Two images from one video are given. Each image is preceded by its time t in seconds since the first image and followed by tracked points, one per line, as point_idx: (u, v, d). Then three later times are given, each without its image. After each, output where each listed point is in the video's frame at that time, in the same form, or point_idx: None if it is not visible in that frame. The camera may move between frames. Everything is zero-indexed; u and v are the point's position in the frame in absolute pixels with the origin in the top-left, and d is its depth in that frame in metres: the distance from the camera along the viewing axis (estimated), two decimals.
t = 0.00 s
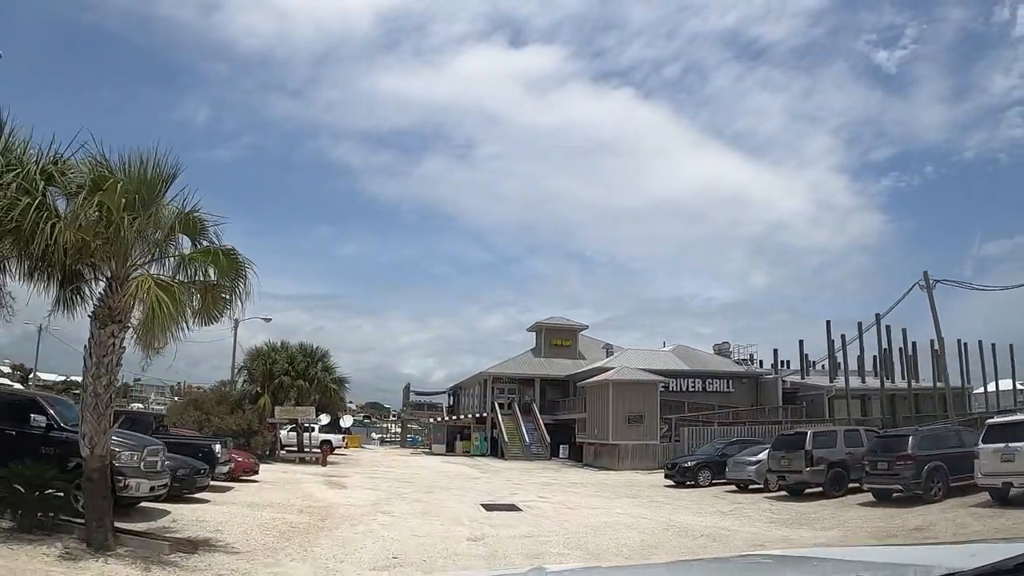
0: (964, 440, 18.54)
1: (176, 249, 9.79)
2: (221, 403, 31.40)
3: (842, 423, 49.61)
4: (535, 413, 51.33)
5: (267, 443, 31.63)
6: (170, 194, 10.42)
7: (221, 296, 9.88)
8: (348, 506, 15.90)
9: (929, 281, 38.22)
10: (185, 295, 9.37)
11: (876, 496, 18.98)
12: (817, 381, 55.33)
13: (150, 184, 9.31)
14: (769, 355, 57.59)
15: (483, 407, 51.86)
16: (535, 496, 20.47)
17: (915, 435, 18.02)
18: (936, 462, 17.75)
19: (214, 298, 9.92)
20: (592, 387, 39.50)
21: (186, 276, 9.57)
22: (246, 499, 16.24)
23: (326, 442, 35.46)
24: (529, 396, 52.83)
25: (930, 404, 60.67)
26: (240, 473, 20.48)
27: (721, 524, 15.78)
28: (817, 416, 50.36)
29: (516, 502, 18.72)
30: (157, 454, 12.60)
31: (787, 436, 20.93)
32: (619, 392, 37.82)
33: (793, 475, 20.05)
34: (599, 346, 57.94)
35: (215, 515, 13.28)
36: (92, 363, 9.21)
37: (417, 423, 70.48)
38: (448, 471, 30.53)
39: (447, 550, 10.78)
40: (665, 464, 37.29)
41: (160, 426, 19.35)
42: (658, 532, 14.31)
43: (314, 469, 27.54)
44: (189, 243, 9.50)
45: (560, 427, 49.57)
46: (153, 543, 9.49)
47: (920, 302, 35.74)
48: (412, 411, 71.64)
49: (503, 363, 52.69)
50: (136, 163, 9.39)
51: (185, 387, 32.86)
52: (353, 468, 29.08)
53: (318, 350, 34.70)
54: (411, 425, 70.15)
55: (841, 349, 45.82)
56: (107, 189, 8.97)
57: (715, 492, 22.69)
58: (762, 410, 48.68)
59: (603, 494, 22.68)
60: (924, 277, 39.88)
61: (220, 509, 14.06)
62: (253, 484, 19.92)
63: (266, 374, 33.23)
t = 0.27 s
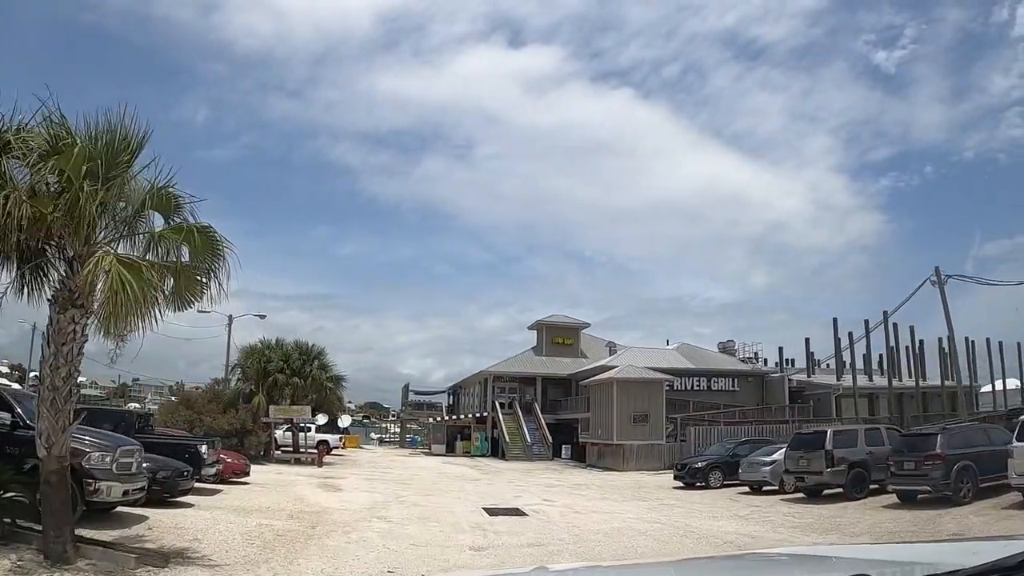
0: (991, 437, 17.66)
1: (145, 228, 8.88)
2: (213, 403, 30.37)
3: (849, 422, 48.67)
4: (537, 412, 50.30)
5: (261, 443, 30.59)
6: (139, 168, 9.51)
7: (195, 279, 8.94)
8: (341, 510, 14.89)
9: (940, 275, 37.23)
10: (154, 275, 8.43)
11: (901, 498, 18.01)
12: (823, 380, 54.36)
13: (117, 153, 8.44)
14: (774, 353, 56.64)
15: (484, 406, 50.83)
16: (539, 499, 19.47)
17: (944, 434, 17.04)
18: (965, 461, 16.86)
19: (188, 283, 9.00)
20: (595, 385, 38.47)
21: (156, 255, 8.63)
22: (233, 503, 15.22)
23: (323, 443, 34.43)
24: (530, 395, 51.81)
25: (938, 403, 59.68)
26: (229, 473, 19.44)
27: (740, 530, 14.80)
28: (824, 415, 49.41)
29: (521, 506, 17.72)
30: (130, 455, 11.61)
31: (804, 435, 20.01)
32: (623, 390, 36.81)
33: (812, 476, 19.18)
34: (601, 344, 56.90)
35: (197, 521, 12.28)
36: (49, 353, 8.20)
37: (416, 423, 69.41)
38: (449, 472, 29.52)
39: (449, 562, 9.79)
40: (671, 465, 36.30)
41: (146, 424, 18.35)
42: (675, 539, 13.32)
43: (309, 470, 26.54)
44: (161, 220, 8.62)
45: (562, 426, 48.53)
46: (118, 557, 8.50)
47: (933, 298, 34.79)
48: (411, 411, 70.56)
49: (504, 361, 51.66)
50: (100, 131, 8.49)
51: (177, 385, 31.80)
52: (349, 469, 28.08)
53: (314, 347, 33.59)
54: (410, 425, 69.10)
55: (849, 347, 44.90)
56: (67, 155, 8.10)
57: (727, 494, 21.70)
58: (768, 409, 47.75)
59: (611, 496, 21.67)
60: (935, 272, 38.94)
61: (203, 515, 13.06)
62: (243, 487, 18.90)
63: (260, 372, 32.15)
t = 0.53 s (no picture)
0: None
1: (111, 201, 7.94)
2: (206, 402, 29.39)
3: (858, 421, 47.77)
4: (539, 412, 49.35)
5: (255, 444, 29.58)
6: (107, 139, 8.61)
7: (165, 258, 7.99)
8: (335, 515, 13.91)
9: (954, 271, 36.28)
10: (117, 251, 7.47)
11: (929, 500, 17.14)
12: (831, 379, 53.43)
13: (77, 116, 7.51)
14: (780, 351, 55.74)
15: (485, 406, 49.86)
16: (546, 503, 18.48)
17: (975, 434, 16.31)
18: (997, 462, 15.57)
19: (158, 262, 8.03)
20: (600, 384, 37.51)
21: (121, 231, 7.69)
22: (219, 508, 14.25)
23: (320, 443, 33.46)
24: (532, 394, 50.81)
25: (947, 402, 58.76)
26: (221, 472, 18.34)
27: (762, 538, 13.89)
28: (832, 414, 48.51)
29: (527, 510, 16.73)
30: (102, 456, 10.71)
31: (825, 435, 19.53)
32: (629, 389, 35.87)
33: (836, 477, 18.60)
34: (604, 343, 55.91)
35: (177, 529, 11.33)
36: None
37: (416, 423, 68.40)
38: (450, 473, 28.55)
39: None
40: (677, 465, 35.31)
41: (134, 419, 17.39)
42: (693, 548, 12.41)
43: (304, 472, 25.58)
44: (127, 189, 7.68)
45: (564, 426, 47.52)
46: (76, 574, 7.56)
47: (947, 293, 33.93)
48: (411, 410, 69.56)
49: (505, 359, 50.66)
50: (58, 91, 7.59)
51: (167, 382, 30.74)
52: (346, 471, 27.10)
53: (310, 344, 32.54)
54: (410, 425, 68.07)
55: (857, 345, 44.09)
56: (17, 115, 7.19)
57: (741, 499, 20.72)
58: (775, 408, 46.88)
59: (619, 499, 20.74)
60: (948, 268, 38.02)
61: (183, 522, 12.09)
62: (232, 491, 17.92)
63: (255, 369, 31.10)
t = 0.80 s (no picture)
0: None
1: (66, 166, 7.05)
2: (198, 400, 28.44)
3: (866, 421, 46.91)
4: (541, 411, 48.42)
5: (249, 444, 28.67)
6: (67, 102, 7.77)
7: (129, 231, 7.19)
8: (328, 520, 13.01)
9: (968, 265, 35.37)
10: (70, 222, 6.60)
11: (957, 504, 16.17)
12: (838, 377, 52.56)
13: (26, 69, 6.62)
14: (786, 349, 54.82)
15: (486, 405, 48.90)
16: (550, 506, 17.60)
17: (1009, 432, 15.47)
18: None
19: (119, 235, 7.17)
20: (604, 382, 36.62)
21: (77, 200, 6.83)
22: (202, 513, 13.37)
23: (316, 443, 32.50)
24: (534, 393, 49.91)
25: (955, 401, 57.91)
26: (208, 474, 17.54)
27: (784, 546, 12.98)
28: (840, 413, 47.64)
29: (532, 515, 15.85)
30: (69, 458, 9.81)
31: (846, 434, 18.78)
32: (634, 387, 34.92)
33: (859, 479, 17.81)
34: (607, 341, 54.96)
35: (154, 538, 10.44)
36: None
37: (416, 422, 67.43)
38: (451, 474, 27.62)
39: None
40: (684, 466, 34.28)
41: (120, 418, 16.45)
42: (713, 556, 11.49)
43: (300, 473, 24.68)
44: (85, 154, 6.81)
45: (567, 425, 46.60)
46: None
47: (962, 289, 33.00)
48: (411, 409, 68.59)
49: (507, 357, 49.72)
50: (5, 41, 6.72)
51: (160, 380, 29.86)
52: (344, 472, 26.21)
53: (307, 341, 31.58)
54: (410, 425, 67.18)
55: (867, 342, 43.17)
56: None
57: (754, 502, 19.84)
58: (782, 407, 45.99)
59: (628, 501, 19.84)
60: (961, 264, 37.12)
61: (162, 529, 11.20)
62: (220, 493, 17.04)
63: (249, 367, 30.17)
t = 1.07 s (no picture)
0: None
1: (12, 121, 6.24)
2: (191, 399, 27.44)
3: (876, 420, 46.01)
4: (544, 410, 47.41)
5: (244, 444, 27.69)
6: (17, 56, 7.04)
7: (85, 195, 6.37)
8: (321, 528, 12.03)
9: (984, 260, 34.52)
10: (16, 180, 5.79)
11: (991, 507, 15.22)
12: (846, 376, 51.64)
13: None
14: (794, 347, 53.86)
15: (488, 404, 47.95)
16: (558, 510, 16.62)
17: None
18: None
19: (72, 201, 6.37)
20: (610, 380, 35.67)
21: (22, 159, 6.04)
22: (185, 520, 12.41)
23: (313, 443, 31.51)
24: (537, 392, 48.91)
25: (964, 400, 57.04)
26: (196, 476, 16.62)
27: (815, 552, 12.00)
28: (848, 412, 46.77)
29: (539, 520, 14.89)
30: (30, 460, 8.83)
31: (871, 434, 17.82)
32: (641, 385, 33.94)
33: (885, 480, 16.85)
34: (612, 339, 53.93)
35: (127, 549, 9.49)
36: None
37: (417, 423, 66.47)
38: (453, 476, 26.66)
39: None
40: (692, 467, 33.27)
41: (103, 417, 15.44)
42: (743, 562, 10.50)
43: (295, 475, 23.69)
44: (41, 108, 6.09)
45: (570, 425, 45.61)
46: None
47: (979, 284, 32.04)
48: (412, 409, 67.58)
49: (509, 356, 48.77)
50: None
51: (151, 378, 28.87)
52: (342, 473, 25.21)
53: (304, 338, 30.55)
54: (411, 425, 66.15)
55: (877, 339, 42.28)
56: None
57: (772, 505, 18.88)
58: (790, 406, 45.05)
59: (641, 505, 18.89)
60: (977, 260, 36.22)
61: (137, 539, 10.25)
62: (208, 498, 16.08)
63: (244, 365, 29.16)
